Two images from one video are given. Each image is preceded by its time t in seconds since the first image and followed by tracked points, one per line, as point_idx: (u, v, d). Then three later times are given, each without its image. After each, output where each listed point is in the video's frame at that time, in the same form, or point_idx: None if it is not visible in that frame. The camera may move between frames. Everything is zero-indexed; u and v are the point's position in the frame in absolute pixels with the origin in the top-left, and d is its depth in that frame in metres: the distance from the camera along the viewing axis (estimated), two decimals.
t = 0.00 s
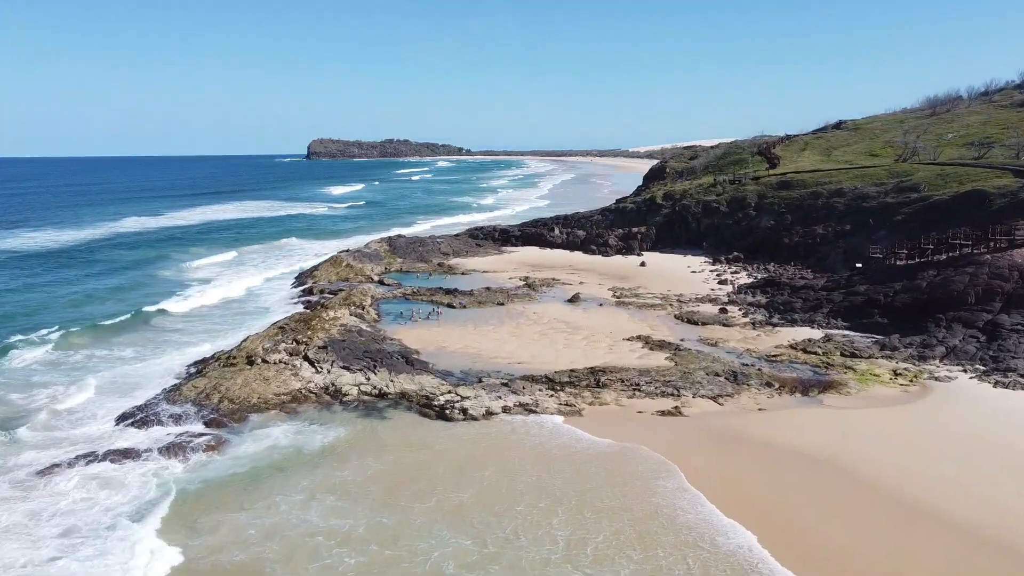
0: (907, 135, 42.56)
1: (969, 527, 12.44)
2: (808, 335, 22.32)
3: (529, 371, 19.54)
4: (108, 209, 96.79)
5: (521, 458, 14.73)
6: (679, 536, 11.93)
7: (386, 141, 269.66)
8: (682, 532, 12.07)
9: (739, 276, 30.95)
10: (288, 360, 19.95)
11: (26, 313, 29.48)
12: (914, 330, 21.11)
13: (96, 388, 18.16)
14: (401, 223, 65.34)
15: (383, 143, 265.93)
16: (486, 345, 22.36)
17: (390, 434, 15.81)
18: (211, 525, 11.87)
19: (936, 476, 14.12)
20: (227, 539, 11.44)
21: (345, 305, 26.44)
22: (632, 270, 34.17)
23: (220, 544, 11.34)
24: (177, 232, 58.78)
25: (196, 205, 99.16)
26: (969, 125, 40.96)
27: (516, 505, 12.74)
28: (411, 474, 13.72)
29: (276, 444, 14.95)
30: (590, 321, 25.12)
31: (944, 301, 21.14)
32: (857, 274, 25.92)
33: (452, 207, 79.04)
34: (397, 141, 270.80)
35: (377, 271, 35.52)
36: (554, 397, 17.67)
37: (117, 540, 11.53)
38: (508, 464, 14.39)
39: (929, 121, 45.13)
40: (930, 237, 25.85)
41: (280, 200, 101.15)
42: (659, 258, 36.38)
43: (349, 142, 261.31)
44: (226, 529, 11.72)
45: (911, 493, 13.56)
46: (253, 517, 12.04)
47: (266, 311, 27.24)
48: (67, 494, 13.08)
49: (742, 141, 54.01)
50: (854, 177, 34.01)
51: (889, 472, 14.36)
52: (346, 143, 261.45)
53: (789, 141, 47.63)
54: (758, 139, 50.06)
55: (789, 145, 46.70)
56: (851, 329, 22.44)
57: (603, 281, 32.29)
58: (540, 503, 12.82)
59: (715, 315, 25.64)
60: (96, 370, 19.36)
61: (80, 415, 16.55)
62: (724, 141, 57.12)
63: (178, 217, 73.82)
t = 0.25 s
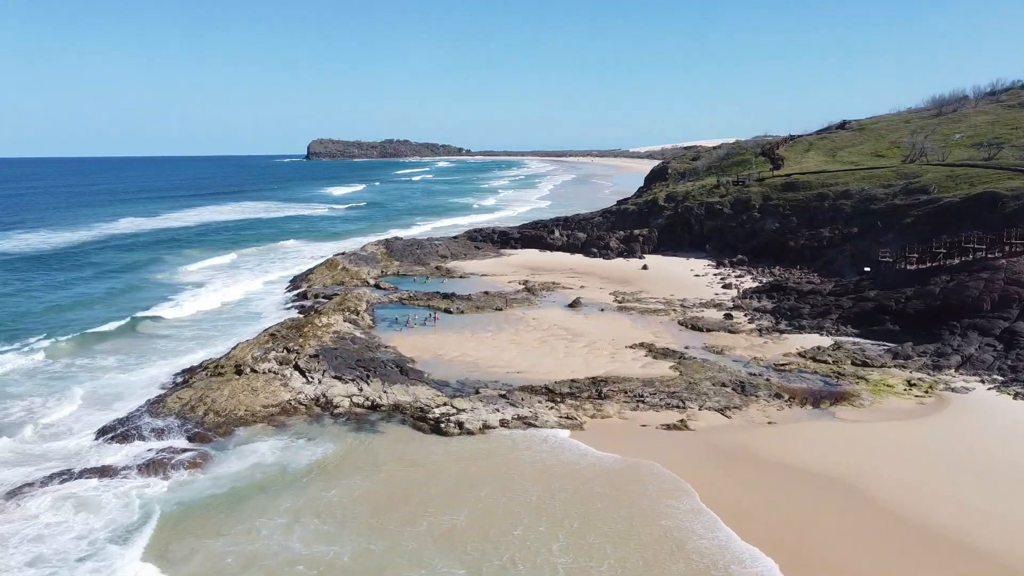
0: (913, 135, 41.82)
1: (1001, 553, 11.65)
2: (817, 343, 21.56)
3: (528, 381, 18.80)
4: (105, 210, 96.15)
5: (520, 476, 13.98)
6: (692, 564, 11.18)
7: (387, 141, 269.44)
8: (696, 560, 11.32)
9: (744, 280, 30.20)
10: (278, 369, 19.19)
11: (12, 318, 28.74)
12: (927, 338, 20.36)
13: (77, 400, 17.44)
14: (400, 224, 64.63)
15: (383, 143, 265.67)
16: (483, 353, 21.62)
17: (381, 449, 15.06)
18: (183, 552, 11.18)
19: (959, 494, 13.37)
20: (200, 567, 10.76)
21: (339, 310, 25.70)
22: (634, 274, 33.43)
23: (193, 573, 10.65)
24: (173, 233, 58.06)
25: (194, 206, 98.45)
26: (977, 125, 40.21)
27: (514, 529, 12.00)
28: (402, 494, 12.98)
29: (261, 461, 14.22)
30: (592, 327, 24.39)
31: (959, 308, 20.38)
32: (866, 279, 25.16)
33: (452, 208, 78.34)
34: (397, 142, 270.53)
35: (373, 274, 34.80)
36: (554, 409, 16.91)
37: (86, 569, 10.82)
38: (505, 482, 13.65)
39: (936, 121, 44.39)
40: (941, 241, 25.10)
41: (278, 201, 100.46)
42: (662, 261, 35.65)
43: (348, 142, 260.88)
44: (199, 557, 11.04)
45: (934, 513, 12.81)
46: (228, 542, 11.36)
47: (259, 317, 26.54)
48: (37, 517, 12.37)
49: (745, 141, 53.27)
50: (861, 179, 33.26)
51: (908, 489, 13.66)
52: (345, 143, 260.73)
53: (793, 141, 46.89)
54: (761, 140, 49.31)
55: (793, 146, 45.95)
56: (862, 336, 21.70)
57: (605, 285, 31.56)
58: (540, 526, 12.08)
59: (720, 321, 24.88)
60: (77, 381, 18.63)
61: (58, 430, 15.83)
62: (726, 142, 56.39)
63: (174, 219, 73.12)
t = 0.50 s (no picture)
0: (921, 136, 40.98)
1: None
2: (829, 353, 20.68)
3: (527, 394, 17.93)
4: (102, 211, 95.44)
5: (518, 498, 13.10)
6: None
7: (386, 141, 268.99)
8: None
9: (749, 285, 29.34)
10: (265, 381, 18.32)
11: None
12: (944, 347, 19.49)
13: (53, 417, 16.61)
14: (398, 226, 63.84)
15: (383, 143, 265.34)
16: (481, 362, 20.76)
17: (371, 469, 14.20)
18: None
19: (992, 518, 12.44)
20: None
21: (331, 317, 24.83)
22: (636, 278, 32.55)
23: None
24: (167, 235, 57.26)
25: (191, 207, 97.63)
26: (987, 125, 39.38)
27: (511, 561, 11.15)
28: (390, 520, 12.14)
29: (241, 484, 13.38)
30: (593, 335, 23.53)
31: (976, 317, 19.52)
32: (878, 285, 24.29)
33: (450, 209, 77.47)
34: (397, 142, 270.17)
35: (369, 279, 33.97)
36: (554, 425, 16.02)
37: None
38: (502, 506, 12.78)
39: (944, 121, 43.57)
40: (955, 245, 24.23)
41: (276, 201, 99.60)
42: (665, 265, 34.81)
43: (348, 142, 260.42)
44: None
45: (965, 540, 11.90)
46: None
47: (249, 324, 25.69)
48: None
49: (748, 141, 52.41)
50: (869, 180, 32.40)
51: (936, 513, 12.72)
52: (344, 144, 259.87)
53: (798, 142, 46.03)
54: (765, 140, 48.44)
55: (797, 146, 45.09)
56: (874, 345, 20.85)
57: (607, 289, 30.69)
58: (539, 558, 11.23)
59: (726, 328, 24.01)
60: (55, 397, 17.80)
61: (29, 451, 15.00)
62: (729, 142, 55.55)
63: (169, 220, 72.23)
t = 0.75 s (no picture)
0: (928, 136, 40.24)
1: None
2: (840, 362, 19.91)
3: (526, 406, 17.17)
4: (98, 212, 94.79)
5: (515, 521, 12.33)
6: None
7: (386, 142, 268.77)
8: None
9: (755, 290, 28.55)
10: (253, 393, 17.56)
11: None
12: (960, 357, 18.72)
13: (29, 432, 15.88)
14: (396, 227, 63.14)
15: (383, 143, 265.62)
16: (478, 372, 20.00)
17: (360, 489, 13.43)
18: None
19: (1019, 541, 11.66)
20: None
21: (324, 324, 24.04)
22: (638, 282, 31.79)
23: None
24: (162, 237, 56.51)
25: (188, 208, 96.97)
26: (996, 125, 38.63)
27: None
28: (378, 547, 11.38)
29: (222, 506, 12.65)
30: (595, 342, 22.75)
31: (994, 324, 18.74)
32: (889, 291, 23.52)
33: (449, 210, 76.72)
34: (397, 142, 269.84)
35: (365, 282, 33.23)
36: (554, 441, 15.24)
37: None
38: (499, 531, 12.01)
39: (951, 120, 42.83)
40: (969, 249, 23.45)
41: (274, 203, 98.87)
42: (667, 269, 34.03)
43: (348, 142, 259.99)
44: None
45: (994, 564, 11.12)
46: None
47: (240, 331, 24.94)
48: None
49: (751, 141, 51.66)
50: (877, 182, 31.64)
51: (963, 536, 11.92)
52: (344, 144, 259.13)
53: (802, 142, 45.28)
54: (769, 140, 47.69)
55: (802, 147, 44.33)
56: (887, 354, 20.07)
57: (609, 294, 29.90)
58: None
59: (732, 335, 23.24)
60: (33, 410, 17.06)
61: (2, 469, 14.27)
62: (732, 142, 54.83)
63: (165, 222, 71.50)
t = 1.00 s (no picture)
0: (937, 136, 39.35)
1: None
2: (853, 373, 19.01)
3: (525, 421, 16.27)
4: (94, 213, 94.01)
5: (511, 550, 11.43)
6: None
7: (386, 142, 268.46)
8: None
9: (761, 295, 27.65)
10: (237, 407, 16.67)
11: None
12: (981, 368, 17.82)
13: None
14: (394, 229, 62.32)
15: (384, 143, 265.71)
16: (474, 383, 19.09)
17: (345, 515, 12.53)
18: None
19: None
20: None
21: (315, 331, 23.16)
22: (640, 286, 30.88)
23: None
24: (156, 239, 55.66)
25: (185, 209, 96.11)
26: (1007, 125, 37.73)
27: None
28: None
29: (195, 537, 11.80)
30: (596, 351, 21.84)
31: (1016, 334, 17.84)
32: (902, 297, 22.62)
33: (448, 211, 75.86)
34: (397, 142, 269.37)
35: (359, 287, 32.34)
36: (554, 460, 14.35)
37: None
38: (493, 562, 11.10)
39: (960, 120, 41.94)
40: (985, 253, 22.55)
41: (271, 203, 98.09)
42: (670, 272, 33.14)
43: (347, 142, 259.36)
44: None
45: None
46: None
47: (227, 338, 24.04)
48: None
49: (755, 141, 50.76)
50: (887, 183, 30.74)
51: (997, 565, 11.02)
52: (343, 144, 258.31)
53: (807, 142, 44.37)
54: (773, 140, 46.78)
55: (807, 147, 43.42)
56: (902, 364, 19.18)
57: (611, 299, 29.00)
58: None
59: (740, 343, 22.33)
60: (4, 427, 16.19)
61: None
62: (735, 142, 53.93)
63: (161, 223, 70.72)
